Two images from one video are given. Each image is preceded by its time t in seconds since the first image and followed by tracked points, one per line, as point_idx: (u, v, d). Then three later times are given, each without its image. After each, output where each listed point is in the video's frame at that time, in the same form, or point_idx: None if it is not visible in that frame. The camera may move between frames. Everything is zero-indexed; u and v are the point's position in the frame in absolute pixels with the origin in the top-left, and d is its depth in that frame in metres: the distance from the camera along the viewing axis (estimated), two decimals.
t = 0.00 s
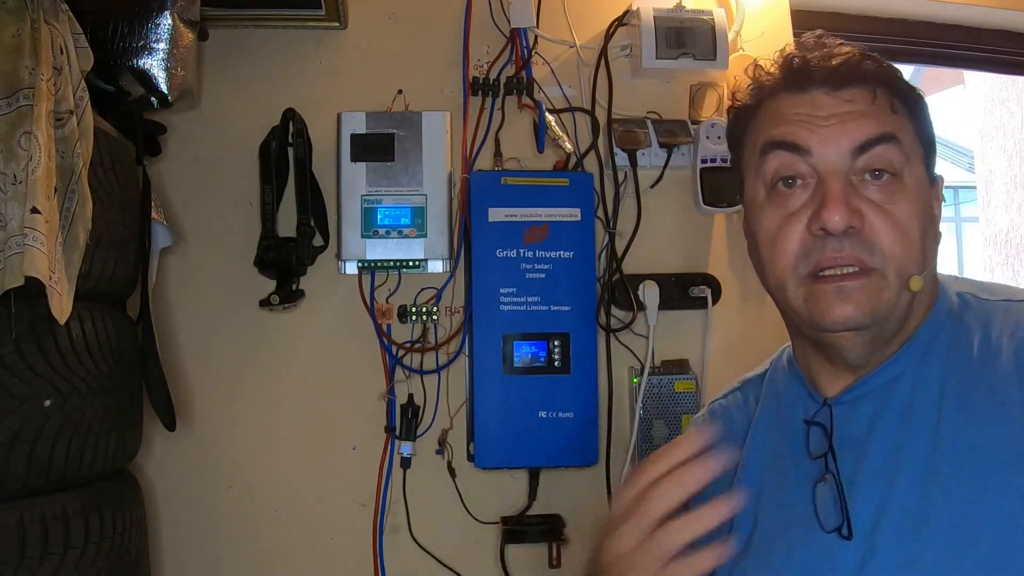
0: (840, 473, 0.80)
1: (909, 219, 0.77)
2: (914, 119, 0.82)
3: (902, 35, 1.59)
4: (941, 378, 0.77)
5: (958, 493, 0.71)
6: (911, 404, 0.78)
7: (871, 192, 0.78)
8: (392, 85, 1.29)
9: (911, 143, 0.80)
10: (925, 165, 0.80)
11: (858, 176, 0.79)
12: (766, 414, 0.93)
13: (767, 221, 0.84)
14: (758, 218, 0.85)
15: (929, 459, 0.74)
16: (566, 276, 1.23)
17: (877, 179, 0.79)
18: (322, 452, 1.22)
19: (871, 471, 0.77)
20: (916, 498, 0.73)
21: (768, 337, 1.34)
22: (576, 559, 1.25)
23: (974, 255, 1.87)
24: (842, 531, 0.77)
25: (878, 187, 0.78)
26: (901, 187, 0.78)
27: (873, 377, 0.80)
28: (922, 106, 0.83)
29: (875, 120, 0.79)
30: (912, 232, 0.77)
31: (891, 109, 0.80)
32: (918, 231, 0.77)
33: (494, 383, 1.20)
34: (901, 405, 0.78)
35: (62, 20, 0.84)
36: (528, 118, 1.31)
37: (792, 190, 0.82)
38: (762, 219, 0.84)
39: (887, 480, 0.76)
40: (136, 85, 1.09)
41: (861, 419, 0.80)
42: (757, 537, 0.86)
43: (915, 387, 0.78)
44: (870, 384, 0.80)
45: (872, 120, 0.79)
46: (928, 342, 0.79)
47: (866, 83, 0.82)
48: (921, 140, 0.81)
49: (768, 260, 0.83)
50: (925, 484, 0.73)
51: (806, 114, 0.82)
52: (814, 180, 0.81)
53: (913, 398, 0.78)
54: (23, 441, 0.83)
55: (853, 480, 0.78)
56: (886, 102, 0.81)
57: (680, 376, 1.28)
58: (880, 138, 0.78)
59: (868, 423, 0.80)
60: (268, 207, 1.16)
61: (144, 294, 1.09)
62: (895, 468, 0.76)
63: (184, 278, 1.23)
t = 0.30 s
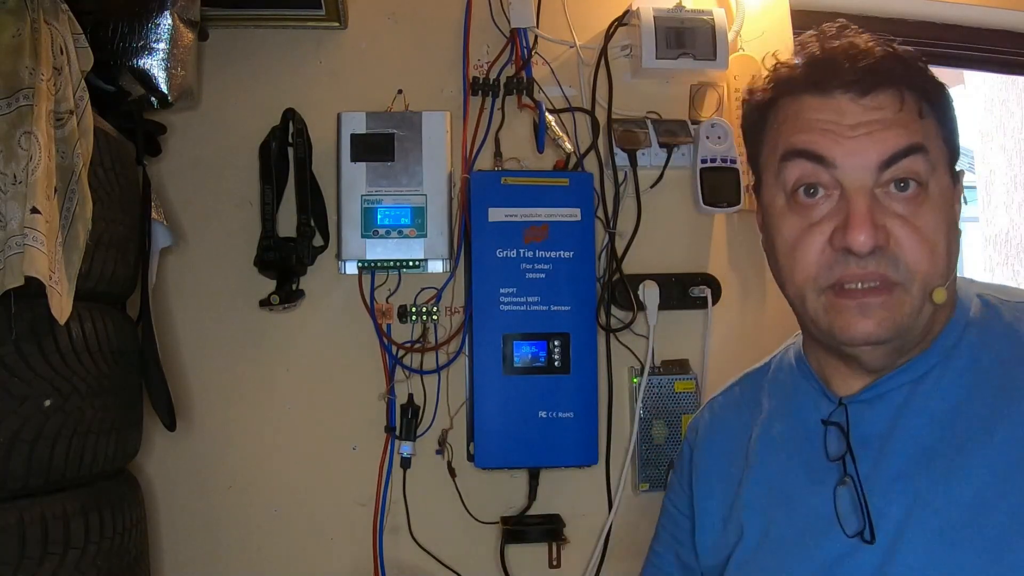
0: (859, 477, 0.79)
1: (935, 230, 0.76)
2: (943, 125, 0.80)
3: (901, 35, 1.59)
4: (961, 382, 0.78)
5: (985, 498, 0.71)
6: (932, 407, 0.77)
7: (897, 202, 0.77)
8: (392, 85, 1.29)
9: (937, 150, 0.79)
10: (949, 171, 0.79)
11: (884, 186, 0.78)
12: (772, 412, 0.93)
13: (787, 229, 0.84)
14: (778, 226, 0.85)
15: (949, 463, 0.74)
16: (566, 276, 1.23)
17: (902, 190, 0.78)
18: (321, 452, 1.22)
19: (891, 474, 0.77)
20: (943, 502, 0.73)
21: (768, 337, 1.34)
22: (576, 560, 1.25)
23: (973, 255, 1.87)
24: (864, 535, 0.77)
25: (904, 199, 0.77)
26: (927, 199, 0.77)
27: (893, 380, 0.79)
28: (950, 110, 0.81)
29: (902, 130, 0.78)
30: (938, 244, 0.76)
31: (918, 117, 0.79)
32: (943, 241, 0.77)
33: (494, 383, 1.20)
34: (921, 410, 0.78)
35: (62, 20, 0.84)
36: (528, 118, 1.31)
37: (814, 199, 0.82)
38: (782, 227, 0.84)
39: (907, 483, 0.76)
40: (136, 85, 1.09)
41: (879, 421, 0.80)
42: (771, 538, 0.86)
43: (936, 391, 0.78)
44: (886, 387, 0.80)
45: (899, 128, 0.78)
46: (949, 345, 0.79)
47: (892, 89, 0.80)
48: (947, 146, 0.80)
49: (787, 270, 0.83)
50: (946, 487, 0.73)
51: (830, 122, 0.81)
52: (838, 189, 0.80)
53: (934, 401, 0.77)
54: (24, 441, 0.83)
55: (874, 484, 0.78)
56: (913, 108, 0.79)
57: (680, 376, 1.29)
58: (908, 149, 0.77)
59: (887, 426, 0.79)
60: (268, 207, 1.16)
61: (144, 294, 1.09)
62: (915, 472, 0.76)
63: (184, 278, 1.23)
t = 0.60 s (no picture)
0: (875, 504, 0.78)
1: (932, 282, 0.72)
2: (937, 151, 0.74)
3: (902, 35, 1.59)
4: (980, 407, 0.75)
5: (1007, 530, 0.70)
6: (951, 433, 0.75)
7: (891, 258, 0.72)
8: (392, 85, 1.29)
9: (934, 186, 0.73)
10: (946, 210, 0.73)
11: (874, 244, 0.72)
12: (780, 428, 0.91)
13: (779, 288, 0.81)
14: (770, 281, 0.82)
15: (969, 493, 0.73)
16: (567, 276, 1.23)
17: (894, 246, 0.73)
18: (321, 452, 1.22)
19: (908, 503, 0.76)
20: (965, 534, 0.72)
21: (768, 337, 1.34)
22: (577, 560, 1.25)
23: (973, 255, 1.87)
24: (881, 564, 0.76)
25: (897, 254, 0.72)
26: (924, 249, 0.72)
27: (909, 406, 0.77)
28: (945, 131, 0.74)
29: (887, 182, 0.71)
30: (937, 295, 0.72)
31: (903, 162, 0.72)
32: (940, 289, 0.72)
33: (494, 383, 1.20)
34: (938, 436, 0.76)
35: (62, 19, 0.84)
36: (528, 118, 1.31)
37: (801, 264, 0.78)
38: (774, 283, 0.81)
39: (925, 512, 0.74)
40: (136, 85, 1.09)
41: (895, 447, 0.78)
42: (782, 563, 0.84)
43: (954, 416, 0.76)
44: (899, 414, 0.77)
45: (882, 183, 0.71)
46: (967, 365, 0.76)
47: (869, 136, 0.73)
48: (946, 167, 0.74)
49: (784, 328, 0.81)
50: (967, 519, 0.72)
51: (807, 185, 0.75)
52: (822, 255, 0.75)
53: (952, 426, 0.75)
54: (24, 441, 0.83)
55: (891, 512, 0.76)
56: (897, 153, 0.73)
57: (680, 376, 1.29)
58: (896, 205, 0.71)
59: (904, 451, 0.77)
60: (268, 207, 1.16)
61: (144, 294, 1.09)
62: (934, 500, 0.74)
63: (184, 278, 1.23)
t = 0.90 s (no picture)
0: (860, 504, 0.78)
1: (887, 295, 0.69)
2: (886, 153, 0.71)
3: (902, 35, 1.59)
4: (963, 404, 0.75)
5: (991, 528, 0.70)
6: (932, 431, 0.75)
7: (841, 275, 0.69)
8: (392, 85, 1.29)
9: (882, 197, 0.69)
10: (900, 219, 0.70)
11: (821, 261, 0.69)
12: (768, 429, 0.91)
13: (742, 300, 0.79)
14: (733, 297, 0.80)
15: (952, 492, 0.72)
16: (567, 276, 1.23)
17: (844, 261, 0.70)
18: (321, 452, 1.22)
19: (892, 503, 0.75)
20: (955, 533, 0.71)
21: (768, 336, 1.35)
22: (577, 560, 1.25)
23: (973, 255, 1.87)
24: (864, 565, 0.76)
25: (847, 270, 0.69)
26: (874, 265, 0.69)
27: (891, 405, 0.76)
28: (894, 136, 0.71)
29: (830, 198, 0.68)
30: (893, 305, 0.70)
31: (844, 179, 0.69)
32: (897, 300, 0.70)
33: (494, 382, 1.20)
34: (919, 435, 0.75)
35: (62, 19, 0.84)
36: (528, 118, 1.31)
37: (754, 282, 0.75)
38: (738, 299, 0.79)
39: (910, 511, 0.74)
40: (136, 85, 1.09)
41: (877, 446, 0.77)
42: (768, 564, 0.85)
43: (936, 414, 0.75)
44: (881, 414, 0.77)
45: (825, 202, 0.68)
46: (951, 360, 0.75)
47: (807, 154, 0.70)
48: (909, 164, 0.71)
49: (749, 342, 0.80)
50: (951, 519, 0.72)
51: (750, 208, 0.72)
52: (772, 275, 0.72)
53: (934, 425, 0.75)
54: (24, 441, 0.83)
55: (875, 513, 0.76)
56: (836, 169, 0.70)
57: (680, 376, 1.29)
58: (840, 222, 0.68)
59: (887, 451, 0.77)
60: (268, 207, 1.16)
61: (144, 294, 1.09)
62: (921, 501, 0.74)
63: (183, 278, 1.23)
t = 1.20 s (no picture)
0: (826, 521, 0.78)
1: (826, 333, 0.70)
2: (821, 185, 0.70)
3: (901, 35, 1.59)
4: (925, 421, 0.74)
5: (950, 549, 0.69)
6: (893, 449, 0.74)
7: (779, 315, 0.70)
8: (392, 85, 1.29)
9: (818, 233, 0.69)
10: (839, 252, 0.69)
11: (758, 303, 0.70)
12: (742, 444, 0.92)
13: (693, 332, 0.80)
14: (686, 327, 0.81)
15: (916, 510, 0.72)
16: (566, 277, 1.23)
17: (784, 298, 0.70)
18: (321, 452, 1.22)
19: (855, 522, 0.75)
20: (916, 553, 0.71)
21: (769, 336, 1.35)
22: (577, 559, 1.25)
23: (974, 255, 1.87)
24: None
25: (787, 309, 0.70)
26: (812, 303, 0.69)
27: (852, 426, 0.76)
28: (831, 169, 0.70)
29: (762, 243, 0.68)
30: (836, 338, 0.70)
31: (772, 224, 0.69)
32: (840, 333, 0.70)
33: (494, 382, 1.20)
34: (881, 453, 0.75)
35: (62, 19, 0.84)
36: (527, 118, 1.31)
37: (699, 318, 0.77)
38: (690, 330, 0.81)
39: (874, 529, 0.74)
40: (136, 85, 1.09)
41: (841, 465, 0.77)
42: None
43: (897, 432, 0.74)
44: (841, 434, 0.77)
45: (755, 247, 0.68)
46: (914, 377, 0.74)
47: (733, 202, 0.70)
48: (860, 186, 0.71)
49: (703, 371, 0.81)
50: (913, 538, 0.71)
51: (683, 254, 0.73)
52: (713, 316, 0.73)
53: (895, 442, 0.74)
54: (24, 441, 0.83)
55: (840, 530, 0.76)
56: (764, 214, 0.69)
57: (680, 376, 1.28)
58: (774, 266, 0.68)
59: (850, 469, 0.77)
60: (268, 207, 1.16)
61: (144, 295, 1.09)
62: (883, 521, 0.74)
63: (183, 278, 1.23)
